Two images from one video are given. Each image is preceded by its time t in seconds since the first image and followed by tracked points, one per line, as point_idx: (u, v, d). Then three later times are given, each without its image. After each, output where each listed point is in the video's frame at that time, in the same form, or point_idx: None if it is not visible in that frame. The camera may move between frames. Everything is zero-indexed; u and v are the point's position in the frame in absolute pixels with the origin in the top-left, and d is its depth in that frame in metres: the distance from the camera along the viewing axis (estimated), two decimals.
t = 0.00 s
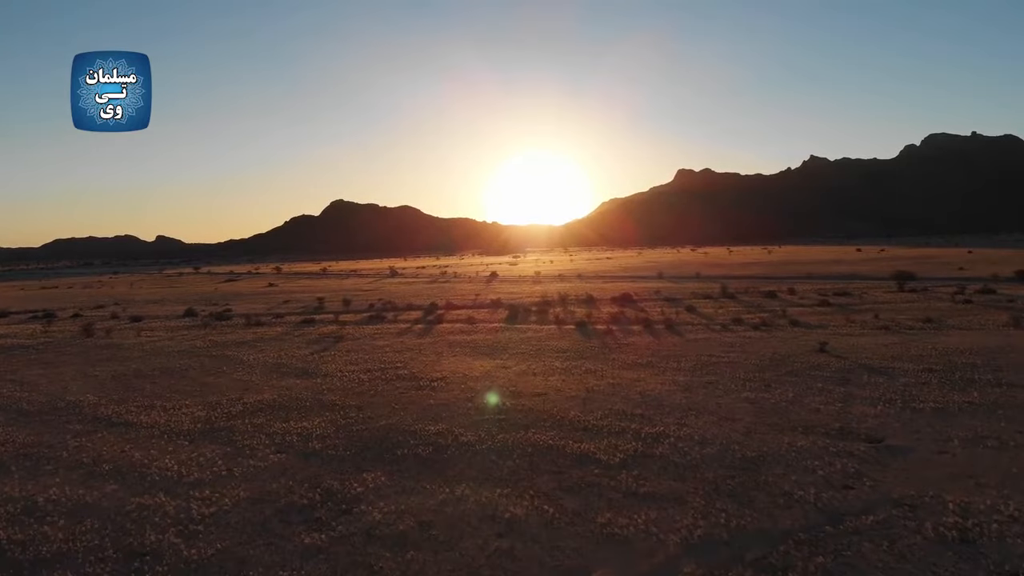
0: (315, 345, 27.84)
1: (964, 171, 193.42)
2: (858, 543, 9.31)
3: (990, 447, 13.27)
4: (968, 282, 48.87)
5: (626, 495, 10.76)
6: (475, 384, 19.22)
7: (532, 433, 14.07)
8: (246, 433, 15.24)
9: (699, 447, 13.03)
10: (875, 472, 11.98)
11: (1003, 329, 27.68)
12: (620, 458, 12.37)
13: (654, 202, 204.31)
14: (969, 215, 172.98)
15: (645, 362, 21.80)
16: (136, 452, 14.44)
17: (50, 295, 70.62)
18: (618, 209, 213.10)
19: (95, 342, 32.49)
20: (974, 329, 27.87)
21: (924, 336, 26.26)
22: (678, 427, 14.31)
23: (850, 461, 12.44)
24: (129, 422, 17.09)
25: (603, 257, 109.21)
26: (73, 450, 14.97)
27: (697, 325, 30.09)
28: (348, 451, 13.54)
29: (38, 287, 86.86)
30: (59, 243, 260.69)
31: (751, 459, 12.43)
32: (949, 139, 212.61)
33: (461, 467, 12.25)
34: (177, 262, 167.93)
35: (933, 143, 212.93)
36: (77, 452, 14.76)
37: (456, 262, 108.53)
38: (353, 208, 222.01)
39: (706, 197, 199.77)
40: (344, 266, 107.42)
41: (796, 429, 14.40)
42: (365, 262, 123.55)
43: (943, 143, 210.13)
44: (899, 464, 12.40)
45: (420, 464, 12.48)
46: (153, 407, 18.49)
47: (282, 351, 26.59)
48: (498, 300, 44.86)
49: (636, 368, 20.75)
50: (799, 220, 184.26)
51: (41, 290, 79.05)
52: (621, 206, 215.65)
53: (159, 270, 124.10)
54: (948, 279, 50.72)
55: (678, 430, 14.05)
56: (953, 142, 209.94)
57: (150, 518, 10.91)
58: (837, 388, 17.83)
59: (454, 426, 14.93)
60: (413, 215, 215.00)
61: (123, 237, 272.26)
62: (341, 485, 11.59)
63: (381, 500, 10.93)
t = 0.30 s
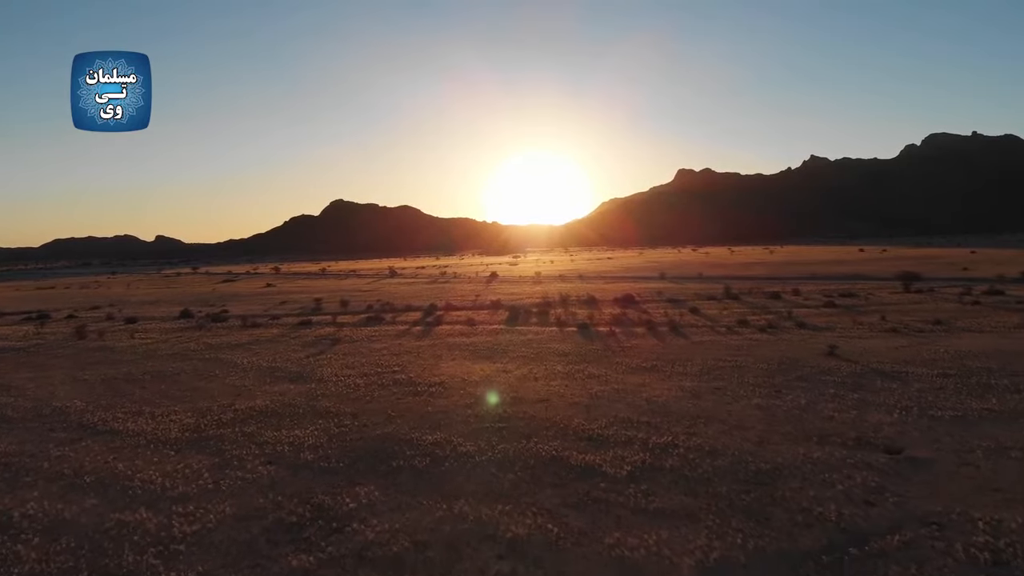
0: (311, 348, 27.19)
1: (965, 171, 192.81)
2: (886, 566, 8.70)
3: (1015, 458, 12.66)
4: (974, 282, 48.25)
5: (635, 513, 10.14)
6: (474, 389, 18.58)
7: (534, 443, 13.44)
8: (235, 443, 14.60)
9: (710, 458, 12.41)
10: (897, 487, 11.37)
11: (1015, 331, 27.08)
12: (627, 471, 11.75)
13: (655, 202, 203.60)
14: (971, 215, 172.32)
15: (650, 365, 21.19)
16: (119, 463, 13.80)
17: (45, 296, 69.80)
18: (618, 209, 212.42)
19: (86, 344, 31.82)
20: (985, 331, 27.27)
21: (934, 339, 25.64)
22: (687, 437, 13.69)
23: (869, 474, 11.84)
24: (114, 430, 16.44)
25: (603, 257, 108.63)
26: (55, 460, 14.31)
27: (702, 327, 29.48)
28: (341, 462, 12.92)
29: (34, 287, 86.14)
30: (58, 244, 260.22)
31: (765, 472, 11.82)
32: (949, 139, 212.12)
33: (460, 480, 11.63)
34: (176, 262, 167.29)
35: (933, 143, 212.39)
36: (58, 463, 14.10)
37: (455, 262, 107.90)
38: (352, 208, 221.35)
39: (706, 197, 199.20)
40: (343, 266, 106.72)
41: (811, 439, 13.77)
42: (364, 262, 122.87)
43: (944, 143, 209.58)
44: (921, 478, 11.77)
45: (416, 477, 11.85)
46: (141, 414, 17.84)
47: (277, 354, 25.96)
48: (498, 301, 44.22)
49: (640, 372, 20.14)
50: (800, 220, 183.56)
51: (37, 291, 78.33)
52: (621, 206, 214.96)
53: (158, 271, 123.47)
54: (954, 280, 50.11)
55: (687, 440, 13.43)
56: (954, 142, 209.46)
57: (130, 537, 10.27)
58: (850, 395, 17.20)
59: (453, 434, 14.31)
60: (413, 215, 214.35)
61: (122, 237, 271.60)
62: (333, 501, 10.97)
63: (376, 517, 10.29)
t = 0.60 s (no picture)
0: (306, 351, 26.41)
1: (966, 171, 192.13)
2: None
3: None
4: (981, 283, 47.53)
5: (646, 535, 9.42)
6: (474, 395, 17.82)
7: (537, 455, 12.70)
8: (221, 455, 13.86)
9: (724, 473, 11.69)
10: (925, 505, 10.67)
11: None
12: (636, 488, 11.02)
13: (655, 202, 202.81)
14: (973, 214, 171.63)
15: (656, 369, 20.45)
16: (98, 478, 13.05)
17: (39, 296, 68.90)
18: (618, 209, 211.56)
19: (75, 347, 30.99)
20: (999, 334, 26.54)
21: (948, 342, 24.91)
22: (698, 449, 12.96)
23: (894, 491, 11.12)
24: (96, 440, 15.69)
25: (603, 257, 108.01)
26: (30, 473, 13.55)
27: (707, 330, 28.73)
28: (332, 477, 12.17)
29: (29, 287, 85.31)
30: (56, 243, 259.31)
31: (784, 488, 11.11)
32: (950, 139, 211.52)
33: (458, 497, 10.91)
34: (174, 262, 166.49)
35: (934, 143, 211.76)
36: (33, 477, 13.35)
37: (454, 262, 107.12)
38: (352, 208, 220.36)
39: (707, 197, 198.42)
40: (342, 266, 105.91)
41: (829, 451, 13.03)
42: (363, 262, 122.11)
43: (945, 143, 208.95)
44: (949, 495, 11.07)
45: (411, 493, 11.12)
46: (124, 423, 17.06)
47: (271, 358, 25.22)
48: (498, 302, 43.47)
49: (647, 377, 19.39)
50: (801, 220, 182.78)
51: (31, 292, 77.08)
52: (621, 206, 214.12)
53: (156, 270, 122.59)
54: (962, 280, 49.44)
55: (698, 452, 12.70)
56: (955, 142, 208.84)
57: (103, 561, 9.55)
58: (866, 403, 16.46)
59: (451, 445, 13.58)
60: (412, 215, 213.57)
61: (120, 237, 270.61)
62: (322, 520, 10.26)
63: (367, 539, 9.57)
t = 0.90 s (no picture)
0: (301, 354, 25.72)
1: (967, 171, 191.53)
2: None
3: None
4: (989, 283, 46.86)
5: (659, 560, 8.78)
6: (473, 401, 17.15)
7: (540, 467, 12.05)
8: (208, 467, 13.20)
9: (738, 489, 11.06)
10: (953, 523, 10.04)
11: None
12: (645, 505, 10.38)
13: (656, 202, 202.14)
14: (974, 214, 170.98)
15: (661, 374, 19.78)
16: (77, 492, 12.40)
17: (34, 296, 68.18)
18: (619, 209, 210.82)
19: (66, 350, 30.33)
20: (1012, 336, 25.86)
21: (960, 345, 24.24)
22: (709, 461, 12.30)
23: (920, 509, 10.49)
24: (78, 450, 15.02)
25: (604, 257, 107.42)
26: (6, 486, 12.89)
27: (712, 332, 28.05)
28: (322, 491, 11.52)
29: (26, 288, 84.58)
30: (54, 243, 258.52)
31: (803, 505, 10.47)
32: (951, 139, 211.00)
33: (456, 515, 10.26)
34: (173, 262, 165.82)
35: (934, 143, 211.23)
36: (9, 490, 12.68)
37: (454, 262, 106.40)
38: (352, 208, 219.69)
39: (707, 197, 197.76)
40: (341, 266, 105.21)
41: (848, 464, 12.38)
42: (362, 262, 121.40)
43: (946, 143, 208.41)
44: (978, 512, 10.44)
45: (406, 511, 10.47)
46: (109, 431, 16.39)
47: (265, 361, 24.55)
48: (498, 303, 42.78)
49: (652, 382, 18.72)
50: (802, 220, 182.11)
51: (26, 292, 76.30)
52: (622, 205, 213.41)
53: (154, 270, 122.00)
54: (969, 281, 48.79)
55: (710, 465, 12.05)
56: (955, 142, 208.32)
57: None
58: (882, 411, 15.81)
59: (449, 456, 12.92)
60: (412, 215, 212.86)
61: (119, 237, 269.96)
62: (311, 541, 9.61)
63: (359, 562, 8.92)
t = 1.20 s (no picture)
0: (295, 358, 24.96)
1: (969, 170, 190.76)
2: None
3: None
4: (998, 285, 46.07)
5: None
6: (473, 409, 16.36)
7: (544, 484, 11.29)
8: (190, 483, 12.43)
9: (758, 509, 10.31)
10: (991, 547, 9.31)
11: None
12: (658, 528, 9.63)
13: (656, 202, 201.32)
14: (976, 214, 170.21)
15: (668, 379, 19.01)
16: (49, 510, 11.63)
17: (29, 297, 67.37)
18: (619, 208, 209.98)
19: (54, 353, 29.51)
20: None
21: (977, 349, 23.47)
22: (724, 477, 11.56)
23: (954, 531, 9.76)
24: (56, 462, 14.24)
25: (604, 257, 106.75)
26: None
27: (718, 334, 27.31)
28: (310, 511, 10.75)
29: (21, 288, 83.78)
30: (53, 244, 257.84)
31: (829, 529, 9.73)
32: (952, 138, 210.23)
33: (454, 538, 9.51)
34: (171, 262, 164.97)
35: (936, 143, 210.48)
36: None
37: (453, 262, 105.60)
38: (352, 208, 218.91)
39: (708, 197, 196.95)
40: (340, 266, 104.41)
41: (872, 481, 11.61)
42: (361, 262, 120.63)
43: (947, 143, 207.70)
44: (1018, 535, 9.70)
45: (400, 534, 9.70)
46: (90, 441, 15.59)
47: (258, 365, 23.81)
48: (498, 305, 41.99)
49: (660, 388, 17.91)
50: (803, 220, 181.35)
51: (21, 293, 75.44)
52: (622, 205, 212.60)
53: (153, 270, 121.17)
54: (977, 281, 48.05)
55: (725, 482, 11.28)
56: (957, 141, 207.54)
57: None
58: (903, 420, 15.04)
59: (447, 470, 12.16)
60: (412, 215, 212.06)
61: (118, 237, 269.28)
62: (296, 569, 8.85)
63: None
